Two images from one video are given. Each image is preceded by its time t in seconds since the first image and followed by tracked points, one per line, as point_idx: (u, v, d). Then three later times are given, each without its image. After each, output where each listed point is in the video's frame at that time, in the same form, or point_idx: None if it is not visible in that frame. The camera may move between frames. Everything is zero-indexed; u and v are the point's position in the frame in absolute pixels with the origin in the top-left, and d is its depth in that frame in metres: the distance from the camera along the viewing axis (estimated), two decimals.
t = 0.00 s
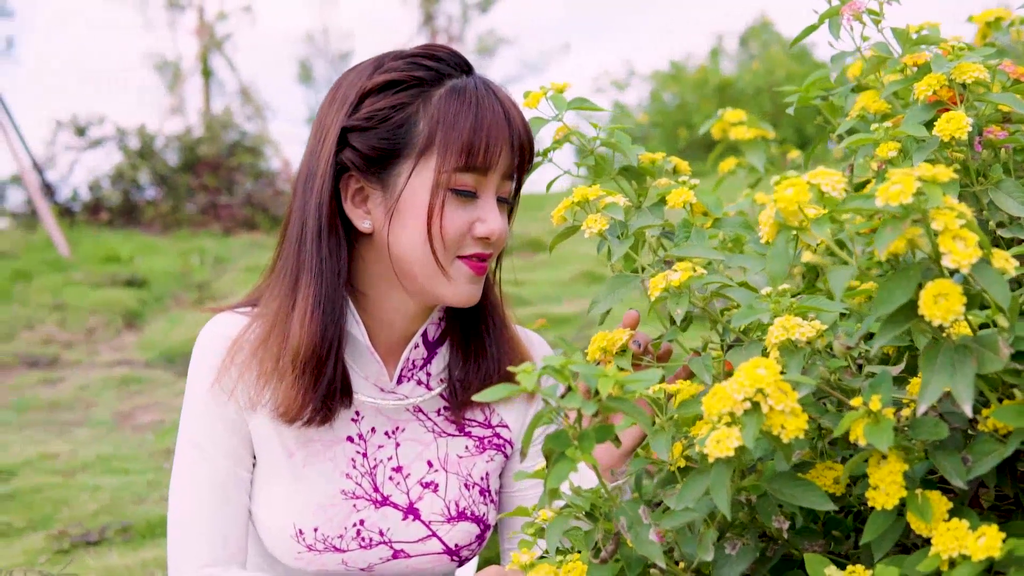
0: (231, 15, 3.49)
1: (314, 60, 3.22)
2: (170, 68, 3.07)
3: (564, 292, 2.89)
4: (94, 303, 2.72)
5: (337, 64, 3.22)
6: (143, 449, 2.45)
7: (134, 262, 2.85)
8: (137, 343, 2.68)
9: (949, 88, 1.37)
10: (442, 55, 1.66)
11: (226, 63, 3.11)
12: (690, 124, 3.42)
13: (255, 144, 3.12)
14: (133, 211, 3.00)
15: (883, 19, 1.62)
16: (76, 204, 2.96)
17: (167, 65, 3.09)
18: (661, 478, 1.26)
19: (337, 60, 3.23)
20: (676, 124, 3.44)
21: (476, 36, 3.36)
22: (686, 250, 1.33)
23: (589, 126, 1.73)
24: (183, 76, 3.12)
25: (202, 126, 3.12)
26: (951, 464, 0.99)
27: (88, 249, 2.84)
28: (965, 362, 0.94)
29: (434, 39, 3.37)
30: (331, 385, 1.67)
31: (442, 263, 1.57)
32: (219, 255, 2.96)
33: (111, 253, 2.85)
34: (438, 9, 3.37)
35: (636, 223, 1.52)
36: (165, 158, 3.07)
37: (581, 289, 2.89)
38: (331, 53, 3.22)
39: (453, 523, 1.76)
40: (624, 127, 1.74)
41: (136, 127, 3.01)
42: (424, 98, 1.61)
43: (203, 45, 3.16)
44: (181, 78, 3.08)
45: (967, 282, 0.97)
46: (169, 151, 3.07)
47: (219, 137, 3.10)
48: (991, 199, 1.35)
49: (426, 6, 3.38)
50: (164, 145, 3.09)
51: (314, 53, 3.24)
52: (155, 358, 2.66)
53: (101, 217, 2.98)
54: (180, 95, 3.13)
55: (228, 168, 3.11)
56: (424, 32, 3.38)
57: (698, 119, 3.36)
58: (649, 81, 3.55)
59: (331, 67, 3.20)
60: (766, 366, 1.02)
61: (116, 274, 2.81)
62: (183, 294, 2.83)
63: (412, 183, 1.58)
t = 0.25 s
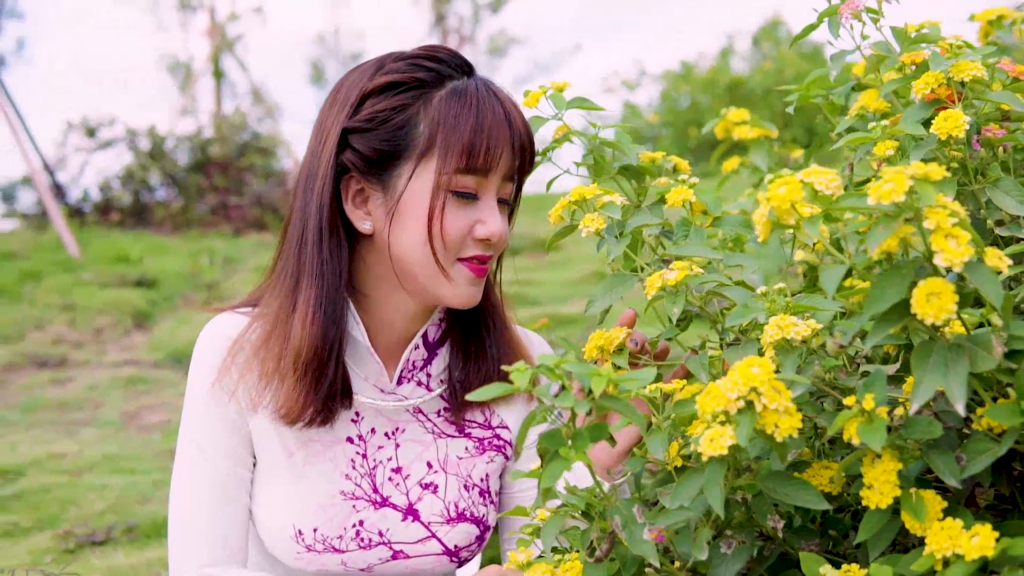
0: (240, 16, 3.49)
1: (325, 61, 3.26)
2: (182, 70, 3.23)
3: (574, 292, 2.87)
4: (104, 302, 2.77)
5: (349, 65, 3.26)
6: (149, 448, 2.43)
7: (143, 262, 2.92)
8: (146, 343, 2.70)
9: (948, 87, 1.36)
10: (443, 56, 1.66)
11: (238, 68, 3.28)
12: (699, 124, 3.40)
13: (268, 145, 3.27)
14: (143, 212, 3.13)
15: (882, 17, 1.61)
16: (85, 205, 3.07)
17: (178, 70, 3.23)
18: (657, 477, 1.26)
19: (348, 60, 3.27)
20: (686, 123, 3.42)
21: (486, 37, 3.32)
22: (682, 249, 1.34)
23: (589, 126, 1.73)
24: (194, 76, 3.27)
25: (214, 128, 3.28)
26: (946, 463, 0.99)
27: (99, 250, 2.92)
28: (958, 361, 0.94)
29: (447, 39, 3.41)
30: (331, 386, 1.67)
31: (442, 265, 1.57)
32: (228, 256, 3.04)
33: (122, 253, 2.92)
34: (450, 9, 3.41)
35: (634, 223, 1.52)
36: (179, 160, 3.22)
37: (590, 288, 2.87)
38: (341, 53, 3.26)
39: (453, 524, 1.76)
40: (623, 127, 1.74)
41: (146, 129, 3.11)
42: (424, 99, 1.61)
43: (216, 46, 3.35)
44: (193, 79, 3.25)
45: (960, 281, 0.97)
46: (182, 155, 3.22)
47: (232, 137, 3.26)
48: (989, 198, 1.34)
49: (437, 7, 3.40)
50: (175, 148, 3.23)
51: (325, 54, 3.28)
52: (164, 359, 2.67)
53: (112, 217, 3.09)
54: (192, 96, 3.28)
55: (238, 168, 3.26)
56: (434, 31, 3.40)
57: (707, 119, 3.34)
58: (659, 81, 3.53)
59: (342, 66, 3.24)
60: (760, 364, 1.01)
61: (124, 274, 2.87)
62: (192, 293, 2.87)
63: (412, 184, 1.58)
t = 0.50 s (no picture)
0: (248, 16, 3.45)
1: (333, 61, 3.20)
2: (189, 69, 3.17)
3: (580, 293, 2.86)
4: (111, 302, 2.75)
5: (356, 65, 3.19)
6: (155, 448, 2.42)
7: (150, 262, 2.90)
8: (152, 343, 2.69)
9: (947, 87, 1.36)
10: (443, 57, 1.66)
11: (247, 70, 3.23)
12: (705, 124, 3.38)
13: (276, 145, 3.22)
14: (149, 212, 3.09)
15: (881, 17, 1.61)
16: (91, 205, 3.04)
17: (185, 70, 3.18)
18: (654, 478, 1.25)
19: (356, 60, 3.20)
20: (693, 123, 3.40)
21: (495, 36, 3.27)
22: (679, 250, 1.34)
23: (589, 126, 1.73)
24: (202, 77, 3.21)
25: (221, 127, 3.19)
26: (941, 464, 0.99)
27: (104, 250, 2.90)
28: (953, 362, 0.94)
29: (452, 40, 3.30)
30: (331, 388, 1.67)
31: (442, 266, 1.56)
32: (234, 255, 3.02)
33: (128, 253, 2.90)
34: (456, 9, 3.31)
35: (632, 223, 1.52)
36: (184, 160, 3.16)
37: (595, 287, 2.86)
38: (350, 54, 3.20)
39: (452, 526, 1.76)
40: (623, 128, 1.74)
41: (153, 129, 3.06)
42: (425, 100, 1.61)
43: (223, 46, 3.30)
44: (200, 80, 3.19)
45: (956, 282, 0.96)
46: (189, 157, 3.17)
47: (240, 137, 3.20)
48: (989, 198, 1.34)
49: (443, 6, 3.30)
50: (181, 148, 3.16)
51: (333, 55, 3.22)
52: (170, 359, 2.65)
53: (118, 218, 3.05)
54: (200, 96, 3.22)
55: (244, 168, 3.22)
56: (442, 31, 3.30)
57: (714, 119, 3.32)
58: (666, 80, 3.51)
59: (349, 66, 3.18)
60: (755, 365, 1.01)
61: (130, 274, 2.85)
62: (198, 293, 2.86)
63: (412, 186, 1.58)
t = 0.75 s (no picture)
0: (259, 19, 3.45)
1: (344, 62, 3.19)
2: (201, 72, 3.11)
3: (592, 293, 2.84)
4: (120, 305, 2.72)
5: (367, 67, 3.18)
6: (162, 450, 2.43)
7: (159, 264, 2.86)
8: (161, 345, 2.67)
9: (945, 90, 1.36)
10: (444, 62, 1.65)
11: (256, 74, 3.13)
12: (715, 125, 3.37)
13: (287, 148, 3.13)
14: (159, 215, 3.02)
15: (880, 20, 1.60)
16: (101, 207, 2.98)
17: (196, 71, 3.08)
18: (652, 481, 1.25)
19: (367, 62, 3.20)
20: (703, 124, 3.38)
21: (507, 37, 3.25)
22: (678, 254, 1.34)
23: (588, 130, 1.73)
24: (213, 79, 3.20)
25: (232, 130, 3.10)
26: (936, 468, 0.99)
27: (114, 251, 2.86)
28: (947, 367, 0.94)
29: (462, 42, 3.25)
30: (334, 392, 1.67)
31: (444, 271, 1.56)
32: (244, 257, 2.97)
33: (136, 255, 2.85)
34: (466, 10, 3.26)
35: (632, 227, 1.53)
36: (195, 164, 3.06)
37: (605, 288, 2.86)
38: (361, 55, 3.19)
39: (453, 530, 1.76)
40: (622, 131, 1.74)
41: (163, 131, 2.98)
42: (426, 105, 1.61)
43: (233, 48, 3.29)
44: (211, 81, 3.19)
45: (952, 287, 0.96)
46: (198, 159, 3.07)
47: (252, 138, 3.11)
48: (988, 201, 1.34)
49: (453, 8, 3.25)
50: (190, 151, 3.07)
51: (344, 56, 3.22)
52: (179, 361, 2.63)
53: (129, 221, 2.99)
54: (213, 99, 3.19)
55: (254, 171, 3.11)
56: (451, 35, 3.26)
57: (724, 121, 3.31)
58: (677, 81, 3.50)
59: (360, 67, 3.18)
60: (750, 370, 1.01)
61: (140, 277, 2.81)
62: (207, 295, 2.83)
63: (414, 191, 1.58)
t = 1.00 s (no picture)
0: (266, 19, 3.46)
1: (351, 62, 3.20)
2: (208, 73, 3.17)
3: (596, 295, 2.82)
4: (126, 305, 2.73)
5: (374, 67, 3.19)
6: (166, 451, 2.43)
7: (164, 265, 2.87)
8: (166, 346, 2.68)
9: (943, 92, 1.36)
10: (444, 65, 1.65)
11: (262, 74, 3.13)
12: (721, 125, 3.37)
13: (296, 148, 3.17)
14: (165, 215, 3.03)
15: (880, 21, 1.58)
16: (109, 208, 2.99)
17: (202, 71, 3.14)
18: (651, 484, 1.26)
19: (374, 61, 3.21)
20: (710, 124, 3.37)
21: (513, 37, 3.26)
22: (676, 256, 1.34)
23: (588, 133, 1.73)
24: (219, 79, 3.23)
25: (238, 130, 3.14)
26: (933, 472, 0.99)
27: (119, 254, 2.86)
28: (943, 370, 0.94)
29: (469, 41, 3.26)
30: (335, 395, 1.66)
31: (445, 274, 1.56)
32: (250, 257, 2.99)
33: (142, 256, 2.86)
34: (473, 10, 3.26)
35: (631, 229, 1.53)
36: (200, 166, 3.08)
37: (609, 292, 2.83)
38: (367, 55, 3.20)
39: (453, 533, 1.76)
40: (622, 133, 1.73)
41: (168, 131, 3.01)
42: (426, 108, 1.60)
43: (240, 49, 3.32)
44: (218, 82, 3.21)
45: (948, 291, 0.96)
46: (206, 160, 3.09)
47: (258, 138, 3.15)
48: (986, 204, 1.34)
49: (460, 8, 3.26)
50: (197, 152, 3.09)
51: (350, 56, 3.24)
52: (183, 362, 2.64)
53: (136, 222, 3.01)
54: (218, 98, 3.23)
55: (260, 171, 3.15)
56: (458, 34, 3.26)
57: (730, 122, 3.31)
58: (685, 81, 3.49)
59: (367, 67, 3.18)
60: (746, 373, 1.01)
61: (145, 278, 2.82)
62: (212, 295, 2.85)
63: (414, 194, 1.58)
